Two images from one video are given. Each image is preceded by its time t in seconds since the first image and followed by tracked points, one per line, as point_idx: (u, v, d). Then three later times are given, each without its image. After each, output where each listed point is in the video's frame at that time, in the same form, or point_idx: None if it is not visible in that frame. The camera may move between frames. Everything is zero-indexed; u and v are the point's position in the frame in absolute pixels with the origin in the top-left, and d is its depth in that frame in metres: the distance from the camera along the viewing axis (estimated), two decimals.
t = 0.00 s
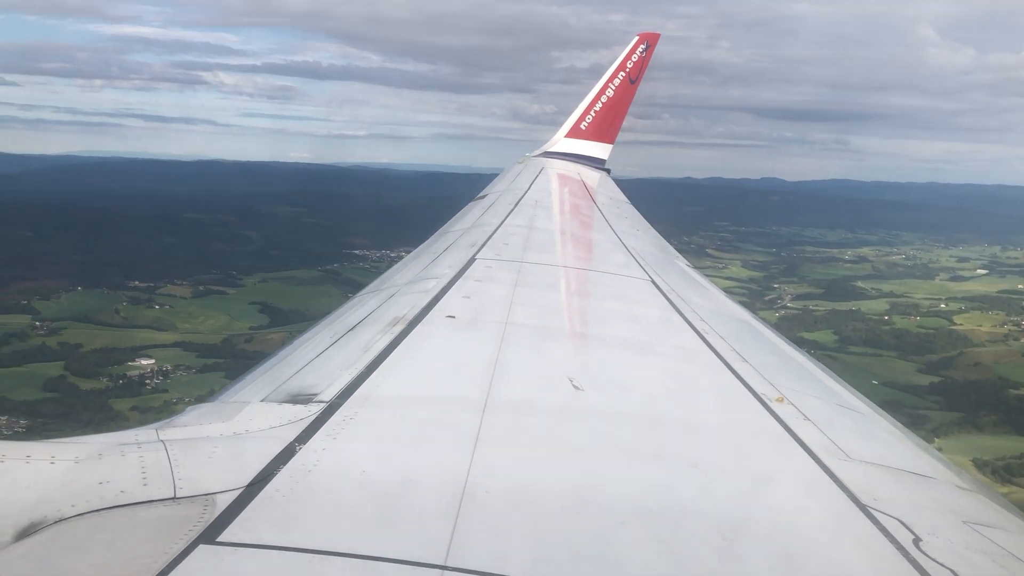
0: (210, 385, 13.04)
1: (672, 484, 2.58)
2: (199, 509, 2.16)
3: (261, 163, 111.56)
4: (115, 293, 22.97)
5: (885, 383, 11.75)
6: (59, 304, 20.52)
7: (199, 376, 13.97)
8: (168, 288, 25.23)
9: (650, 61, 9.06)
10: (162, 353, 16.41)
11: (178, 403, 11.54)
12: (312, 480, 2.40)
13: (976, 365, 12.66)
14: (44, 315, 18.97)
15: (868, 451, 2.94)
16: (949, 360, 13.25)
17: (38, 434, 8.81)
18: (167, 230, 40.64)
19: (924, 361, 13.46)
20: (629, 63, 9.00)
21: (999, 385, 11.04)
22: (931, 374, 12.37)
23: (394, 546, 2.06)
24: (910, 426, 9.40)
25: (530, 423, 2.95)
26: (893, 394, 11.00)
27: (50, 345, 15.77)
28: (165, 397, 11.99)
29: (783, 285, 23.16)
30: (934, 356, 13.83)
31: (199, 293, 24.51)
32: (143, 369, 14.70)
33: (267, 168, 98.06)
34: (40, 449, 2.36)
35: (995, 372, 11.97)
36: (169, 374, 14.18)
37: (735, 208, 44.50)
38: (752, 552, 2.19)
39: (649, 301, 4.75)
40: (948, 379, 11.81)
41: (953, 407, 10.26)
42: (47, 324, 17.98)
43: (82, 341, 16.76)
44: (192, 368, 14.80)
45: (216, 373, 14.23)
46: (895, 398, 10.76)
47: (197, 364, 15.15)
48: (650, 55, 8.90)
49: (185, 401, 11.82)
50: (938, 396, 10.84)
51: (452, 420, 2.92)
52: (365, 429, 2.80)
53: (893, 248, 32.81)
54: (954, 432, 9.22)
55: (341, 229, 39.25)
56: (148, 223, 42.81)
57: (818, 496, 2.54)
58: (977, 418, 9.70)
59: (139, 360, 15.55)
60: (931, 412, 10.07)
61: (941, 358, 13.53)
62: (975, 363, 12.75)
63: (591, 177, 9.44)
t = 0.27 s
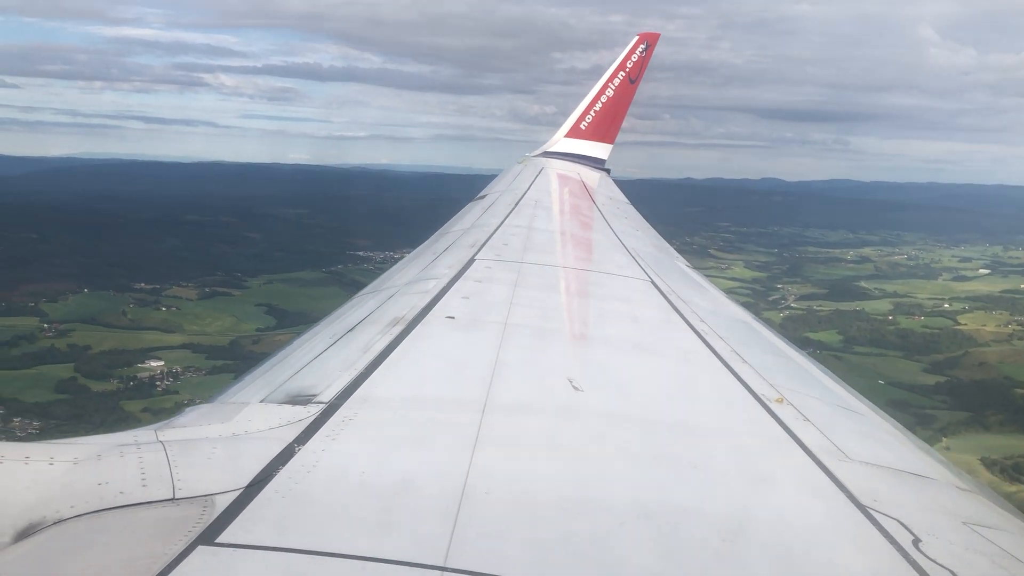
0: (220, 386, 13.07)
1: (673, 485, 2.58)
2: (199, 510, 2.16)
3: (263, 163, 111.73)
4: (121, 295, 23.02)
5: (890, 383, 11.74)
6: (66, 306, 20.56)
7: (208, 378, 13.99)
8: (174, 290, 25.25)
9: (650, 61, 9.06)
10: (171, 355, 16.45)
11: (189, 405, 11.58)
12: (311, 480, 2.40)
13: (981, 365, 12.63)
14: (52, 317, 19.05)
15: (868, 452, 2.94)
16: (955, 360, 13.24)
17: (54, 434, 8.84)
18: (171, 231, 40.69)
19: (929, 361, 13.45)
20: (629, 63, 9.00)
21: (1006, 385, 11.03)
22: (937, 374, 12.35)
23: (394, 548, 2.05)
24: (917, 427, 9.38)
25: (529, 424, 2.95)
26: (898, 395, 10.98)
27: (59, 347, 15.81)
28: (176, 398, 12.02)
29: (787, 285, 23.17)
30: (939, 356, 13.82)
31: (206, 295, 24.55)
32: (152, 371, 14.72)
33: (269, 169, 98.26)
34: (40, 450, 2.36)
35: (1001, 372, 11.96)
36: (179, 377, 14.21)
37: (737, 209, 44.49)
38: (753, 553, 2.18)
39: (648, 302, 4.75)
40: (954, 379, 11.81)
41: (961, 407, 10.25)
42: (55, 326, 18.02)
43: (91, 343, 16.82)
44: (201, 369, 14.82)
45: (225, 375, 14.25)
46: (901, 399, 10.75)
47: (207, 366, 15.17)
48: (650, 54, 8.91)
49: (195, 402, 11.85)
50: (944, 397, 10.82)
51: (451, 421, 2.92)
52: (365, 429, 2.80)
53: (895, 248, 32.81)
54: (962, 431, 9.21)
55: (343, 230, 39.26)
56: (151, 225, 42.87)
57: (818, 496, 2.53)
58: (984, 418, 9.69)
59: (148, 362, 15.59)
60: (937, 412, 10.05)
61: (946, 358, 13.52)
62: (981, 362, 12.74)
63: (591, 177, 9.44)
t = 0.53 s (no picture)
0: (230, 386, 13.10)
1: (673, 487, 2.57)
2: (196, 512, 2.16)
3: (263, 165, 111.86)
4: (126, 297, 23.06)
5: (895, 383, 11.67)
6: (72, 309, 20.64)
7: (217, 378, 14.01)
8: (179, 291, 25.27)
9: (648, 61, 9.07)
10: (180, 356, 16.48)
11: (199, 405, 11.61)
12: (309, 482, 2.39)
13: (985, 364, 12.60)
14: (60, 320, 19.13)
15: (867, 453, 2.93)
16: (959, 358, 13.25)
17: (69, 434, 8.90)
18: (173, 233, 40.72)
19: (934, 360, 13.47)
20: (627, 64, 9.01)
21: (1011, 383, 11.04)
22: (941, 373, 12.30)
23: (392, 549, 2.05)
24: (924, 425, 9.31)
25: (529, 424, 2.95)
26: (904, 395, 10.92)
27: (68, 349, 15.87)
28: (186, 398, 12.06)
29: (789, 285, 23.19)
30: (943, 355, 13.84)
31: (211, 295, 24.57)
32: (161, 371, 14.76)
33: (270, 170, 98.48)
34: (37, 452, 2.35)
35: (1004, 370, 11.97)
36: (189, 377, 14.23)
37: (738, 209, 44.51)
38: (750, 554, 2.18)
39: (647, 304, 4.74)
40: (959, 377, 11.82)
41: (967, 405, 10.25)
42: (62, 329, 18.09)
43: (99, 344, 16.88)
44: (211, 370, 14.83)
45: (233, 375, 14.26)
46: (905, 398, 10.69)
47: (216, 366, 15.19)
48: (648, 55, 8.93)
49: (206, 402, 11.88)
50: (949, 395, 10.75)
51: (452, 422, 2.91)
52: (364, 431, 2.79)
53: (895, 248, 32.84)
54: (967, 430, 9.22)
55: (344, 231, 39.25)
56: (154, 227, 42.90)
57: (817, 497, 2.54)
58: (990, 416, 9.69)
59: (156, 362, 15.64)
60: (942, 411, 9.99)
61: (950, 357, 13.54)
62: (985, 361, 12.74)
63: (589, 178, 9.44)
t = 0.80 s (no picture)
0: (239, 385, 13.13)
1: (670, 488, 2.58)
2: (193, 513, 2.15)
3: (263, 165, 111.97)
4: (131, 298, 23.08)
5: (899, 381, 11.79)
6: (77, 309, 20.67)
7: (225, 378, 14.03)
8: (183, 292, 25.26)
9: (646, 62, 9.08)
10: (187, 356, 16.51)
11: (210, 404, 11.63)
12: (306, 483, 2.39)
13: (988, 363, 12.61)
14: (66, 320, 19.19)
15: (865, 455, 2.94)
16: (962, 357, 13.29)
17: (83, 434, 8.91)
18: (175, 233, 40.69)
19: (937, 358, 13.50)
20: (626, 64, 9.01)
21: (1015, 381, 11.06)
22: (944, 372, 12.40)
23: (390, 550, 2.05)
24: (929, 424, 9.46)
25: (526, 426, 2.95)
26: (907, 394, 11.01)
27: (75, 349, 15.90)
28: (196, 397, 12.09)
29: (790, 285, 23.23)
30: (946, 354, 13.86)
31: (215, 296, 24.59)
32: (169, 371, 14.78)
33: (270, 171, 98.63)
34: (35, 453, 2.35)
35: (1008, 368, 11.99)
36: (197, 377, 14.24)
37: (738, 209, 44.53)
38: (748, 555, 2.19)
39: (645, 304, 4.74)
40: (962, 376, 11.86)
41: (972, 404, 10.28)
42: (69, 330, 18.11)
43: (106, 344, 16.92)
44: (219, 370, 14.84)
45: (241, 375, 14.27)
46: (910, 397, 10.82)
47: (224, 367, 15.19)
48: (646, 55, 8.92)
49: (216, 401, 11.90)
50: (953, 394, 10.88)
51: (449, 424, 2.91)
52: (361, 432, 2.79)
53: (895, 247, 32.88)
54: (973, 428, 9.24)
55: (344, 231, 39.22)
56: (155, 228, 42.88)
57: (814, 498, 2.54)
58: (995, 414, 9.71)
59: (164, 362, 15.65)
60: (946, 410, 10.12)
61: (954, 356, 13.57)
62: (988, 359, 12.76)
63: (588, 178, 9.43)
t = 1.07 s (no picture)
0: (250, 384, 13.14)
1: (669, 489, 2.58)
2: (191, 515, 2.16)
3: (263, 165, 112.03)
4: (137, 298, 23.10)
5: (904, 380, 11.84)
6: (84, 309, 20.70)
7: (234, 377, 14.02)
8: (188, 292, 25.25)
9: (644, 62, 9.08)
10: (195, 355, 16.51)
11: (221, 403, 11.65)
12: (304, 483, 2.40)
13: (992, 361, 12.63)
14: (72, 321, 19.24)
15: (863, 456, 2.94)
16: (966, 356, 13.32)
17: (99, 432, 8.93)
18: (176, 233, 40.67)
19: (941, 357, 13.52)
20: (624, 64, 9.01)
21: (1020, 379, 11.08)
22: (948, 371, 12.44)
23: (389, 551, 2.06)
24: (935, 421, 9.52)
25: (524, 427, 2.95)
26: (911, 392, 11.05)
27: (84, 349, 15.93)
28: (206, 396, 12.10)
29: (792, 284, 23.24)
30: (950, 352, 13.87)
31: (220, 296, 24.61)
32: (178, 371, 14.79)
33: (269, 171, 98.71)
34: (31, 454, 2.35)
35: (1011, 367, 12.01)
36: (206, 376, 14.23)
37: (738, 209, 44.53)
38: (747, 556, 2.19)
39: (643, 305, 4.75)
40: (966, 375, 11.88)
41: (977, 402, 10.32)
42: (76, 330, 18.14)
43: (113, 345, 16.95)
44: (227, 369, 14.83)
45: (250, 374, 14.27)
46: (914, 395, 10.88)
47: (232, 366, 15.19)
48: (645, 56, 8.93)
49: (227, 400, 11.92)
50: (957, 392, 10.93)
51: (448, 425, 2.91)
52: (359, 433, 2.79)
53: (895, 246, 32.91)
54: (978, 426, 9.27)
55: (345, 230, 39.20)
56: (157, 228, 42.88)
57: (812, 499, 2.54)
58: (1000, 412, 9.74)
59: (172, 362, 15.67)
60: (951, 408, 10.17)
61: (958, 354, 13.59)
62: (991, 358, 12.78)
63: (586, 179, 9.44)
